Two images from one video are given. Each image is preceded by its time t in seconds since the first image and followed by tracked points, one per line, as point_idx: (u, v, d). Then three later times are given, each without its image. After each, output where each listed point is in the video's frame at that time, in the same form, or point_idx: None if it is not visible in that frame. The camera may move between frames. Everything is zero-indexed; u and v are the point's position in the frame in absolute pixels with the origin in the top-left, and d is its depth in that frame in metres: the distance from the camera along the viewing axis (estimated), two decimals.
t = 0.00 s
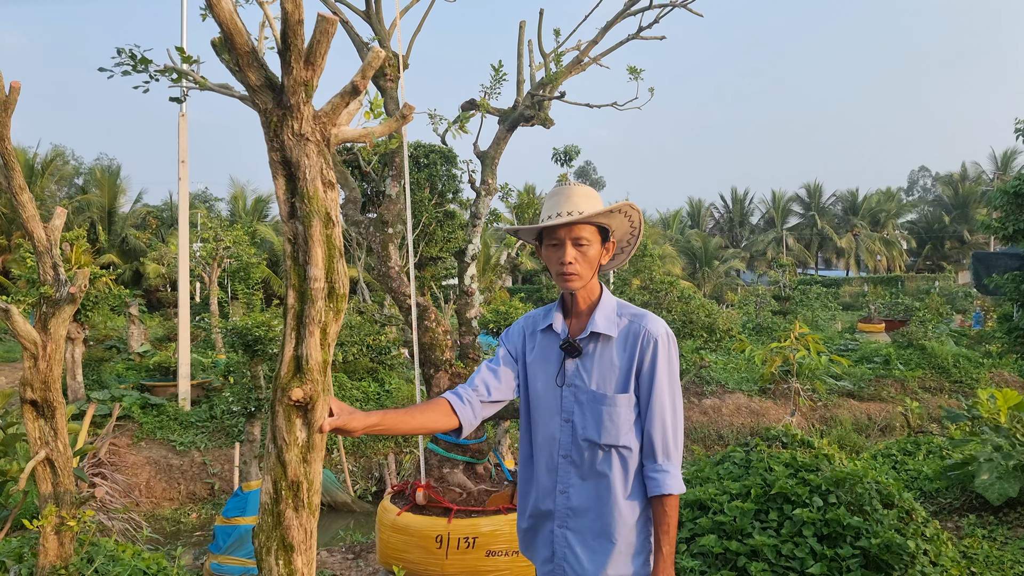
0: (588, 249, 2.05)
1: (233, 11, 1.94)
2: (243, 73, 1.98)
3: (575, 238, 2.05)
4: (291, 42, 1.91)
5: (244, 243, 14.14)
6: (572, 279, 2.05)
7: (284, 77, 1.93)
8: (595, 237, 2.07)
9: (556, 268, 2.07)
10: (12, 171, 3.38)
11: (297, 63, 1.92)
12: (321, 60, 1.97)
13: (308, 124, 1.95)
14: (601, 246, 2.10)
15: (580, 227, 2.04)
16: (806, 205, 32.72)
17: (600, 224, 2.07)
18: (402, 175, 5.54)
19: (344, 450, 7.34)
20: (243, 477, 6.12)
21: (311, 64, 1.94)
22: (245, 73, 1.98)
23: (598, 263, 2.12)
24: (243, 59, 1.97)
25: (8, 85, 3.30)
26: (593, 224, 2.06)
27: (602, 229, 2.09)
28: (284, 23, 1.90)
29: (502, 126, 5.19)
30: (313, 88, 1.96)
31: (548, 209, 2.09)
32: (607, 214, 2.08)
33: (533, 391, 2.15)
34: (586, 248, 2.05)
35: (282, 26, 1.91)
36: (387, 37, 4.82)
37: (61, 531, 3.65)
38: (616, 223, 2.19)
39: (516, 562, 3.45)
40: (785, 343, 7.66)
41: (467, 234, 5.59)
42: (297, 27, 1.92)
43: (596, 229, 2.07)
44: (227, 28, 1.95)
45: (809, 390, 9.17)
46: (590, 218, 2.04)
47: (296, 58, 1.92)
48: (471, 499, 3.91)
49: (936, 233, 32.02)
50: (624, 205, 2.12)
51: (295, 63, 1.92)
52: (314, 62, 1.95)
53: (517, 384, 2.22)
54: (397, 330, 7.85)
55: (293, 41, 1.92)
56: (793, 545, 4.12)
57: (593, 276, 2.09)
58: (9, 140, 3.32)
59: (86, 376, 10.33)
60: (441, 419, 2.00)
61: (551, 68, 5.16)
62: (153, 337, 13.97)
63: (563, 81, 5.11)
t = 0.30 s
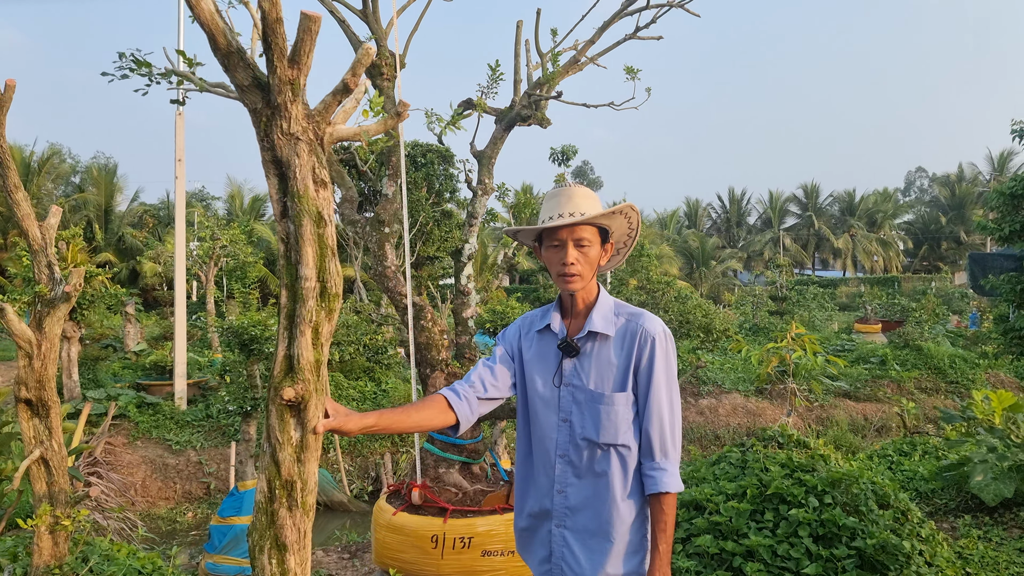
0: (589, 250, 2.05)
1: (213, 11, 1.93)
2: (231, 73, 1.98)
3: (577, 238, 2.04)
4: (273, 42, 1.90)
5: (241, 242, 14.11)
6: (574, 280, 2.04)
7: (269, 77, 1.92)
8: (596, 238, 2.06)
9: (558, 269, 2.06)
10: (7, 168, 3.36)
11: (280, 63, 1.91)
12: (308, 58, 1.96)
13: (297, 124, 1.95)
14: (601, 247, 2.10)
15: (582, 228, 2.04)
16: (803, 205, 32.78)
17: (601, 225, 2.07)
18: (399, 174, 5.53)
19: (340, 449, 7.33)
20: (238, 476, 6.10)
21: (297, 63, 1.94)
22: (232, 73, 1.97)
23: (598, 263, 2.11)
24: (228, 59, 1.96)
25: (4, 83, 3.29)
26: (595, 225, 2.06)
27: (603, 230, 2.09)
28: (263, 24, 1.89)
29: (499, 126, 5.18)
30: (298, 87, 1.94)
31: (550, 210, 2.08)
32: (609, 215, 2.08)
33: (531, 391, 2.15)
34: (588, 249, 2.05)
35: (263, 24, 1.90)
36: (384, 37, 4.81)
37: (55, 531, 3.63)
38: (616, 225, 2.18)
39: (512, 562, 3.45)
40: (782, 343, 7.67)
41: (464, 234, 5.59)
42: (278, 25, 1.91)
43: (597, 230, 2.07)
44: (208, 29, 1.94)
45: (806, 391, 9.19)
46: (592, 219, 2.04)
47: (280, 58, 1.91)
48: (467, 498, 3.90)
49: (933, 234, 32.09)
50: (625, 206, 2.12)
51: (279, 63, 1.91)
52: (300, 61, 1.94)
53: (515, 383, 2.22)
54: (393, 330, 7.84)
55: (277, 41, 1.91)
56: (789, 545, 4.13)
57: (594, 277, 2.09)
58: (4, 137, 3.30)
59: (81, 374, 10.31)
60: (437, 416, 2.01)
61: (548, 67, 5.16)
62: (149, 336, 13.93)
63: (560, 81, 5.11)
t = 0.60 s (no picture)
0: (585, 247, 2.04)
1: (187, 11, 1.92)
2: (213, 72, 1.99)
3: (574, 235, 2.03)
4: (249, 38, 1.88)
5: (238, 241, 14.08)
6: (570, 277, 2.04)
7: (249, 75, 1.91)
8: (594, 236, 2.06)
9: (553, 266, 2.07)
10: None
11: (258, 60, 1.90)
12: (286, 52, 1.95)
13: (282, 120, 1.93)
14: (598, 245, 2.09)
15: (578, 225, 2.03)
16: (800, 206, 32.83)
17: (598, 222, 2.06)
18: (394, 173, 5.51)
19: (335, 448, 7.32)
20: (233, 475, 6.09)
21: (276, 59, 1.94)
22: (214, 71, 1.99)
23: (596, 261, 2.11)
24: (210, 58, 1.97)
25: None
26: (592, 222, 2.05)
27: (600, 228, 2.08)
28: (234, 21, 1.87)
29: (494, 125, 5.17)
30: (279, 83, 1.93)
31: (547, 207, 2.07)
32: (606, 212, 2.07)
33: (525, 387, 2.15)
34: (585, 246, 2.04)
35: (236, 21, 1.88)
36: (380, 35, 4.80)
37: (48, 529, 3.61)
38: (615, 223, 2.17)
39: (506, 561, 3.45)
40: (778, 343, 7.67)
41: (460, 232, 5.58)
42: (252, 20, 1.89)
43: (594, 228, 2.06)
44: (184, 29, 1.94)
45: (802, 391, 9.20)
46: (589, 217, 2.03)
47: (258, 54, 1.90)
48: (462, 497, 3.89)
49: (929, 234, 32.17)
50: (623, 204, 2.10)
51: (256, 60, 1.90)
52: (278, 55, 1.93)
53: (510, 379, 2.22)
54: (389, 329, 7.82)
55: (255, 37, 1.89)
56: (783, 545, 4.13)
57: (591, 275, 2.08)
58: None
59: (77, 373, 10.28)
60: (431, 411, 2.02)
61: (544, 66, 5.15)
62: (145, 335, 13.89)
63: (556, 80, 5.11)
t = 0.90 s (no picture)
0: (576, 243, 2.04)
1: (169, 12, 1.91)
2: (202, 71, 1.98)
3: (564, 231, 2.04)
4: (228, 35, 1.86)
5: (237, 239, 14.07)
6: (560, 273, 2.04)
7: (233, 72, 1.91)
8: (585, 232, 2.05)
9: (545, 261, 2.07)
10: None
11: (240, 55, 1.88)
12: (270, 46, 1.94)
13: (271, 117, 1.93)
14: (591, 242, 2.08)
15: (568, 221, 2.04)
16: (799, 204, 32.82)
17: (587, 218, 2.05)
18: (392, 170, 5.50)
19: (334, 446, 7.31)
20: (231, 473, 6.08)
21: (259, 55, 1.92)
22: (203, 70, 1.97)
23: (590, 259, 2.09)
24: (197, 56, 1.96)
25: None
26: (581, 218, 2.05)
27: (592, 224, 2.08)
28: (213, 18, 1.85)
29: (492, 122, 5.17)
30: (264, 78, 1.92)
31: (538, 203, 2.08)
32: (597, 207, 2.06)
33: (524, 387, 2.14)
34: (575, 242, 2.03)
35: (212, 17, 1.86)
36: (378, 32, 4.79)
37: (44, 527, 3.61)
38: (609, 220, 2.15)
39: (504, 559, 3.45)
40: (777, 342, 7.66)
41: (458, 230, 5.57)
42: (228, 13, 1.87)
43: (585, 224, 2.06)
44: (169, 29, 1.93)
45: (801, 389, 9.20)
46: (577, 212, 2.03)
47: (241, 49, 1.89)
48: (459, 496, 3.89)
49: (929, 233, 32.14)
50: (616, 200, 2.08)
51: (239, 56, 1.88)
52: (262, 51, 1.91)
53: (509, 378, 2.21)
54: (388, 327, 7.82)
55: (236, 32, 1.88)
56: (782, 543, 4.12)
57: (583, 272, 2.07)
58: None
59: (75, 371, 10.27)
60: (429, 410, 2.01)
61: (542, 64, 5.14)
62: (144, 333, 13.88)
63: (555, 78, 5.09)
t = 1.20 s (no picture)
0: (573, 242, 2.03)
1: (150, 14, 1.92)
2: (189, 72, 1.98)
3: (560, 230, 2.03)
4: (206, 35, 1.87)
5: (236, 238, 14.06)
6: (557, 271, 2.03)
7: (216, 72, 1.92)
8: (582, 231, 2.04)
9: (542, 261, 2.06)
10: None
11: (221, 55, 1.88)
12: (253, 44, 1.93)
13: (259, 115, 1.93)
14: (589, 241, 2.07)
15: (565, 220, 2.03)
16: (799, 203, 32.81)
17: (584, 218, 2.04)
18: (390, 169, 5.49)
19: (332, 445, 7.31)
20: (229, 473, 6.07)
21: (241, 54, 1.91)
22: (190, 71, 1.97)
23: (587, 258, 2.08)
24: (183, 58, 1.96)
25: None
26: (578, 218, 2.04)
27: (589, 223, 2.07)
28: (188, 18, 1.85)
29: (491, 121, 5.16)
30: (247, 78, 1.91)
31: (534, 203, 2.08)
32: (593, 206, 2.05)
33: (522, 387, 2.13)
34: (572, 241, 2.03)
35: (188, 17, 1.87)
36: (376, 31, 4.78)
37: (41, 527, 3.59)
38: (606, 218, 2.13)
39: (502, 559, 3.45)
40: (776, 341, 7.65)
41: (456, 229, 5.56)
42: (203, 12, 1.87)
43: (582, 223, 2.05)
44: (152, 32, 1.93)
45: (800, 389, 9.20)
46: (573, 212, 2.03)
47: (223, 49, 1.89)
48: (458, 495, 3.88)
49: (928, 233, 32.15)
50: (613, 198, 2.07)
51: (221, 55, 1.89)
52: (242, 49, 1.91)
53: (507, 378, 2.21)
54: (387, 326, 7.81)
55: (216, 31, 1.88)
56: (780, 543, 4.11)
57: (580, 272, 2.06)
58: None
59: (74, 369, 10.26)
60: (427, 411, 2.00)
61: (540, 63, 5.13)
62: (143, 331, 13.87)
63: (553, 77, 5.08)
